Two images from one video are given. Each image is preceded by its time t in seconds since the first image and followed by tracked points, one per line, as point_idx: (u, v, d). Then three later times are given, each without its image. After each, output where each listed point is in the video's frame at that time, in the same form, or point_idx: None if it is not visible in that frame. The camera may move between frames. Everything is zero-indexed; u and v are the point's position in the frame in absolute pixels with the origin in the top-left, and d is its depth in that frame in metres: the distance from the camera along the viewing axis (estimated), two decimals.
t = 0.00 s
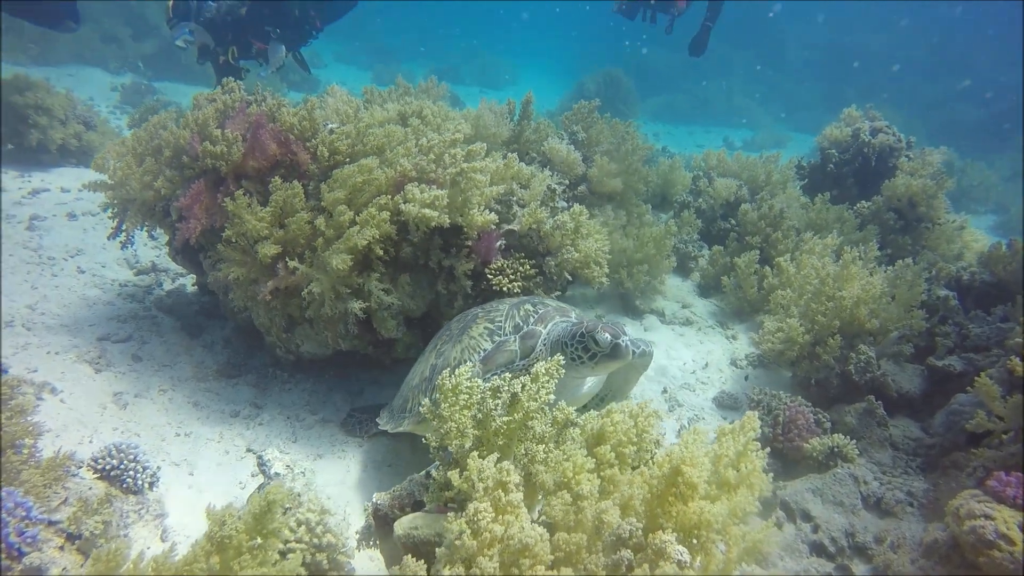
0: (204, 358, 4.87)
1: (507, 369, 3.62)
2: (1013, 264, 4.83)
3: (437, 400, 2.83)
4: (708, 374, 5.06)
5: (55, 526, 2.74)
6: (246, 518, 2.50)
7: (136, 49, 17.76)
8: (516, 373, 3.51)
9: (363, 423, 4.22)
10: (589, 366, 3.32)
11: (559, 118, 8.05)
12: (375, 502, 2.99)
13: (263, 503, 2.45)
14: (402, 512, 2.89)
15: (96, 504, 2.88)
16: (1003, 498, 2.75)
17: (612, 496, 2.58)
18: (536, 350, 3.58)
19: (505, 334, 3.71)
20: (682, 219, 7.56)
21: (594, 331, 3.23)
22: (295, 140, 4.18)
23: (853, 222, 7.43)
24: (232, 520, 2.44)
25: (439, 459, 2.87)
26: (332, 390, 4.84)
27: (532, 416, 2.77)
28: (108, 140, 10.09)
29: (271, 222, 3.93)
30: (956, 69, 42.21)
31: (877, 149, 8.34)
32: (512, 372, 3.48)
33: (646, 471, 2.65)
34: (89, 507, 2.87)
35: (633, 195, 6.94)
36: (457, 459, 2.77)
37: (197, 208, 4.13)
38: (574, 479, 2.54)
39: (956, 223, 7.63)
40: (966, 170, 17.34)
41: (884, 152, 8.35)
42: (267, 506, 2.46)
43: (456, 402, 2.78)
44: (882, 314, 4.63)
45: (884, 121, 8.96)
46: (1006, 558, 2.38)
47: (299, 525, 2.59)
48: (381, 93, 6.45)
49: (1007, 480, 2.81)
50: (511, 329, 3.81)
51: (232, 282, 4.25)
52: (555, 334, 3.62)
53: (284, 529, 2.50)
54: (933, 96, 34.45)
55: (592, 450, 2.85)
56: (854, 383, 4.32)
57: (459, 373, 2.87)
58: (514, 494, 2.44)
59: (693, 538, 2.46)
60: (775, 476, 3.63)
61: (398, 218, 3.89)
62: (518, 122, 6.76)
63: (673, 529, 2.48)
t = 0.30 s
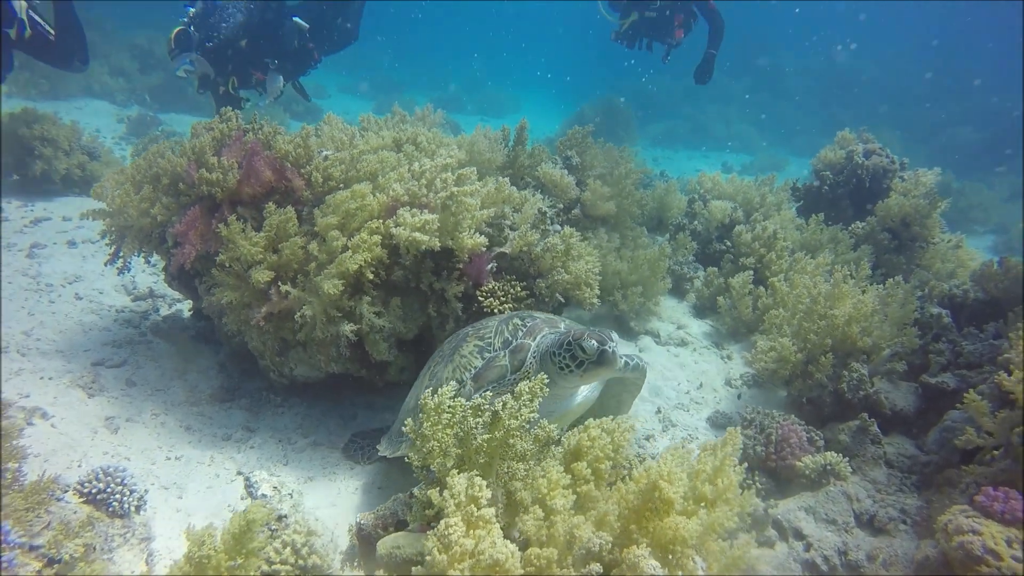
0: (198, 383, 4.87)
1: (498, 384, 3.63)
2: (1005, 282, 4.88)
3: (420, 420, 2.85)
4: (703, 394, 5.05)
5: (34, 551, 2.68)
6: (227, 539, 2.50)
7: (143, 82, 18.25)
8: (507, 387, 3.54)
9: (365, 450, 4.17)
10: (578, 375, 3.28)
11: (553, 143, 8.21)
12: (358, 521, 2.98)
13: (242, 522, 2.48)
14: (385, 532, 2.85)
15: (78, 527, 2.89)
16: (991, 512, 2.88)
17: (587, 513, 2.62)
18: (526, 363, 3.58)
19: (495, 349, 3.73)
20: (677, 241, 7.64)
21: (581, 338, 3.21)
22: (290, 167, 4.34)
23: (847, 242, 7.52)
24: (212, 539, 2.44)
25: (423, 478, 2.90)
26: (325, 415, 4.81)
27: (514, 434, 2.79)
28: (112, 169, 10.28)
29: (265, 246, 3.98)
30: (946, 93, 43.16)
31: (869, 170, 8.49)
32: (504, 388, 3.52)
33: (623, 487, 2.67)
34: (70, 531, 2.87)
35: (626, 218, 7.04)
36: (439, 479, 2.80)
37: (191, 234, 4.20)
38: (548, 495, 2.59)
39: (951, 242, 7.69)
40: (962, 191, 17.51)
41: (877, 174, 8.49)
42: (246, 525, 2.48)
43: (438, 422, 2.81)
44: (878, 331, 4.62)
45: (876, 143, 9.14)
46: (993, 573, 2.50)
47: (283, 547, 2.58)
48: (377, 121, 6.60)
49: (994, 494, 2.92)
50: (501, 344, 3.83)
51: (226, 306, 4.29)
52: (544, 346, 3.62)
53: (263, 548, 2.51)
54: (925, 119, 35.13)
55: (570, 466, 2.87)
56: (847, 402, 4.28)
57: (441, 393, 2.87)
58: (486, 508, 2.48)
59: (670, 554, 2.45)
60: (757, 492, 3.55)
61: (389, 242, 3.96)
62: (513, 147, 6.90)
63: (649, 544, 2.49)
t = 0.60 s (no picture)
0: (191, 381, 4.83)
1: (494, 382, 3.68)
2: (999, 296, 4.91)
3: (405, 422, 2.89)
4: (697, 403, 5.03)
5: (15, 547, 2.59)
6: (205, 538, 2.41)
7: (146, 83, 18.29)
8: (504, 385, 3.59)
9: (366, 455, 4.06)
10: (574, 368, 3.34)
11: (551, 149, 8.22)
12: (342, 522, 2.95)
13: (220, 520, 2.37)
14: (367, 535, 2.83)
15: (59, 523, 2.83)
16: (981, 527, 2.91)
17: (566, 518, 2.56)
18: (521, 360, 3.61)
19: (489, 347, 3.75)
20: (674, 249, 7.64)
21: (575, 331, 3.29)
22: (284, 167, 4.35)
23: (844, 253, 7.53)
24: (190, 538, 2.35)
25: (406, 480, 2.90)
26: (318, 416, 4.78)
27: (496, 438, 2.79)
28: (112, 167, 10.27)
29: (258, 246, 3.98)
30: (946, 107, 43.44)
31: (867, 181, 8.52)
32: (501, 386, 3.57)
33: (603, 492, 2.62)
34: (51, 527, 2.80)
35: (623, 224, 7.03)
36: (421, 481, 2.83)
37: (184, 233, 4.19)
38: (525, 498, 2.57)
39: (948, 255, 7.70)
40: (961, 205, 17.57)
41: (876, 185, 8.52)
42: (224, 523, 2.37)
43: (423, 424, 2.86)
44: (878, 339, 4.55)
45: (874, 154, 9.18)
46: None
47: (267, 547, 2.54)
48: (374, 123, 6.61)
49: (984, 508, 2.96)
50: (495, 342, 3.85)
51: (218, 305, 4.27)
52: (538, 342, 3.66)
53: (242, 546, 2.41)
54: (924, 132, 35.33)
55: (549, 471, 2.83)
56: (841, 413, 4.25)
57: (424, 395, 2.94)
58: (461, 512, 2.46)
59: (649, 563, 2.40)
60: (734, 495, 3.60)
61: (381, 243, 3.95)
62: (510, 152, 6.92)
63: (626, 551, 2.45)
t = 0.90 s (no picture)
0: (196, 381, 4.85)
1: (505, 380, 3.68)
2: (1016, 308, 4.82)
3: (402, 424, 2.88)
4: (704, 411, 4.96)
5: (14, 543, 2.59)
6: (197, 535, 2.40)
7: (164, 87, 18.60)
8: (516, 384, 3.58)
9: (373, 458, 4.04)
10: (591, 365, 3.34)
11: (561, 154, 8.22)
12: (338, 524, 2.93)
13: (212, 520, 2.35)
14: (363, 538, 2.82)
15: (55, 520, 2.80)
16: (995, 543, 2.93)
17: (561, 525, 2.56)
18: (533, 359, 3.63)
19: (500, 346, 3.77)
20: (684, 255, 7.58)
21: (593, 326, 3.29)
22: (291, 168, 4.39)
23: (857, 261, 7.42)
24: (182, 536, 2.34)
25: (403, 483, 2.90)
26: (322, 417, 4.77)
27: (493, 442, 2.77)
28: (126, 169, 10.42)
29: (265, 247, 4.01)
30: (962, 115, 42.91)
31: (882, 191, 8.43)
32: (512, 384, 3.56)
33: (599, 499, 2.57)
34: (48, 524, 2.78)
35: (631, 229, 6.99)
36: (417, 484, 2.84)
37: (191, 234, 4.23)
38: (518, 503, 2.54)
39: (965, 265, 7.56)
40: (980, 216, 17.29)
41: (891, 194, 8.41)
42: (216, 523, 2.35)
43: (420, 427, 2.85)
44: (894, 348, 4.43)
45: (890, 163, 9.06)
46: None
47: (264, 548, 2.54)
48: (384, 127, 6.65)
49: (998, 524, 2.99)
50: (506, 341, 3.86)
51: (224, 306, 4.30)
52: (550, 341, 3.69)
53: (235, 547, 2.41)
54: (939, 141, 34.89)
55: (544, 476, 2.80)
56: (852, 424, 4.09)
57: (422, 398, 2.92)
58: (452, 517, 2.43)
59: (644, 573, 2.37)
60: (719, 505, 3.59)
61: (387, 246, 3.95)
62: (519, 157, 6.91)
63: (620, 558, 2.42)
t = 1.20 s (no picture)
0: (201, 374, 4.86)
1: (517, 373, 3.68)
2: None
3: (397, 420, 2.88)
4: (712, 411, 4.89)
5: (12, 533, 2.61)
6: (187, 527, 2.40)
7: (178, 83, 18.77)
8: (528, 376, 3.58)
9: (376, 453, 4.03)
10: (611, 357, 3.31)
11: (570, 150, 8.15)
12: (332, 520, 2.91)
13: (202, 511, 2.36)
14: (357, 533, 2.80)
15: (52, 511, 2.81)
16: (1007, 550, 2.90)
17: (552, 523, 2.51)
18: (545, 351, 3.65)
19: (511, 339, 3.80)
20: (694, 253, 7.49)
21: (616, 318, 3.28)
22: (297, 162, 4.38)
23: (871, 261, 7.28)
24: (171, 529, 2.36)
25: (398, 479, 2.89)
26: (326, 412, 4.77)
27: (488, 439, 2.75)
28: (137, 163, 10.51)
29: (269, 240, 4.01)
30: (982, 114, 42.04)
31: (898, 189, 8.27)
32: (525, 376, 3.56)
33: (591, 498, 2.49)
34: (44, 514, 2.79)
35: (640, 226, 6.90)
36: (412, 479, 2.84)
37: (195, 226, 4.22)
38: (508, 500, 2.52)
39: (983, 266, 7.38)
40: (1001, 217, 16.92)
41: (907, 193, 8.24)
42: (206, 515, 2.35)
43: (415, 422, 2.83)
44: (908, 349, 4.33)
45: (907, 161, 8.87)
46: None
47: (261, 542, 2.53)
48: (392, 121, 6.62)
49: (1010, 531, 2.94)
50: (518, 333, 3.87)
51: (228, 298, 4.30)
52: (563, 335, 3.69)
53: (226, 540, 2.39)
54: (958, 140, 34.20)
55: (535, 473, 2.77)
56: (862, 426, 4.01)
57: (418, 393, 2.91)
58: (440, 514, 2.42)
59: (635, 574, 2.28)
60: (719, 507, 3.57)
61: (391, 240, 3.91)
62: (528, 152, 6.86)
63: (609, 557, 2.33)
